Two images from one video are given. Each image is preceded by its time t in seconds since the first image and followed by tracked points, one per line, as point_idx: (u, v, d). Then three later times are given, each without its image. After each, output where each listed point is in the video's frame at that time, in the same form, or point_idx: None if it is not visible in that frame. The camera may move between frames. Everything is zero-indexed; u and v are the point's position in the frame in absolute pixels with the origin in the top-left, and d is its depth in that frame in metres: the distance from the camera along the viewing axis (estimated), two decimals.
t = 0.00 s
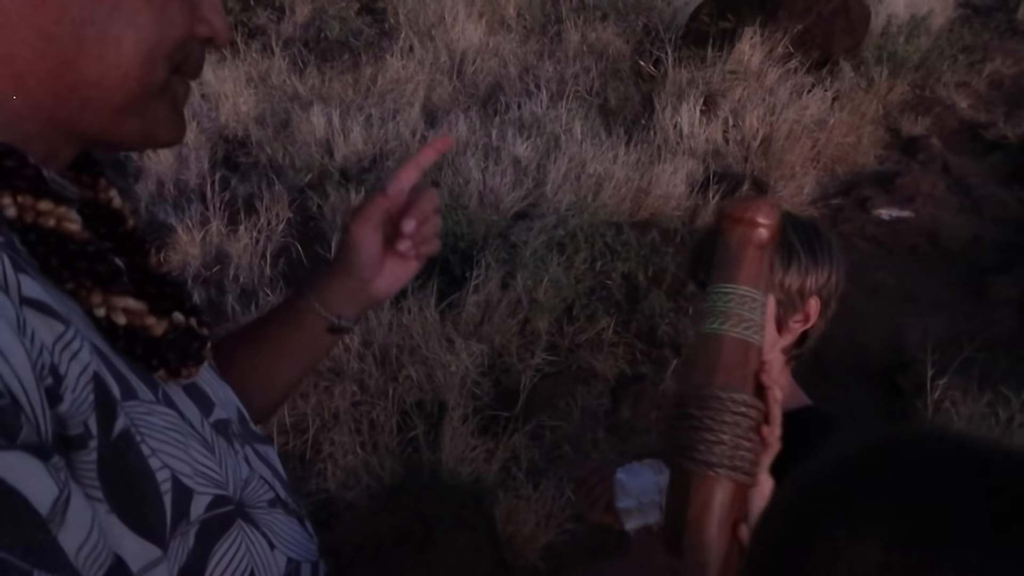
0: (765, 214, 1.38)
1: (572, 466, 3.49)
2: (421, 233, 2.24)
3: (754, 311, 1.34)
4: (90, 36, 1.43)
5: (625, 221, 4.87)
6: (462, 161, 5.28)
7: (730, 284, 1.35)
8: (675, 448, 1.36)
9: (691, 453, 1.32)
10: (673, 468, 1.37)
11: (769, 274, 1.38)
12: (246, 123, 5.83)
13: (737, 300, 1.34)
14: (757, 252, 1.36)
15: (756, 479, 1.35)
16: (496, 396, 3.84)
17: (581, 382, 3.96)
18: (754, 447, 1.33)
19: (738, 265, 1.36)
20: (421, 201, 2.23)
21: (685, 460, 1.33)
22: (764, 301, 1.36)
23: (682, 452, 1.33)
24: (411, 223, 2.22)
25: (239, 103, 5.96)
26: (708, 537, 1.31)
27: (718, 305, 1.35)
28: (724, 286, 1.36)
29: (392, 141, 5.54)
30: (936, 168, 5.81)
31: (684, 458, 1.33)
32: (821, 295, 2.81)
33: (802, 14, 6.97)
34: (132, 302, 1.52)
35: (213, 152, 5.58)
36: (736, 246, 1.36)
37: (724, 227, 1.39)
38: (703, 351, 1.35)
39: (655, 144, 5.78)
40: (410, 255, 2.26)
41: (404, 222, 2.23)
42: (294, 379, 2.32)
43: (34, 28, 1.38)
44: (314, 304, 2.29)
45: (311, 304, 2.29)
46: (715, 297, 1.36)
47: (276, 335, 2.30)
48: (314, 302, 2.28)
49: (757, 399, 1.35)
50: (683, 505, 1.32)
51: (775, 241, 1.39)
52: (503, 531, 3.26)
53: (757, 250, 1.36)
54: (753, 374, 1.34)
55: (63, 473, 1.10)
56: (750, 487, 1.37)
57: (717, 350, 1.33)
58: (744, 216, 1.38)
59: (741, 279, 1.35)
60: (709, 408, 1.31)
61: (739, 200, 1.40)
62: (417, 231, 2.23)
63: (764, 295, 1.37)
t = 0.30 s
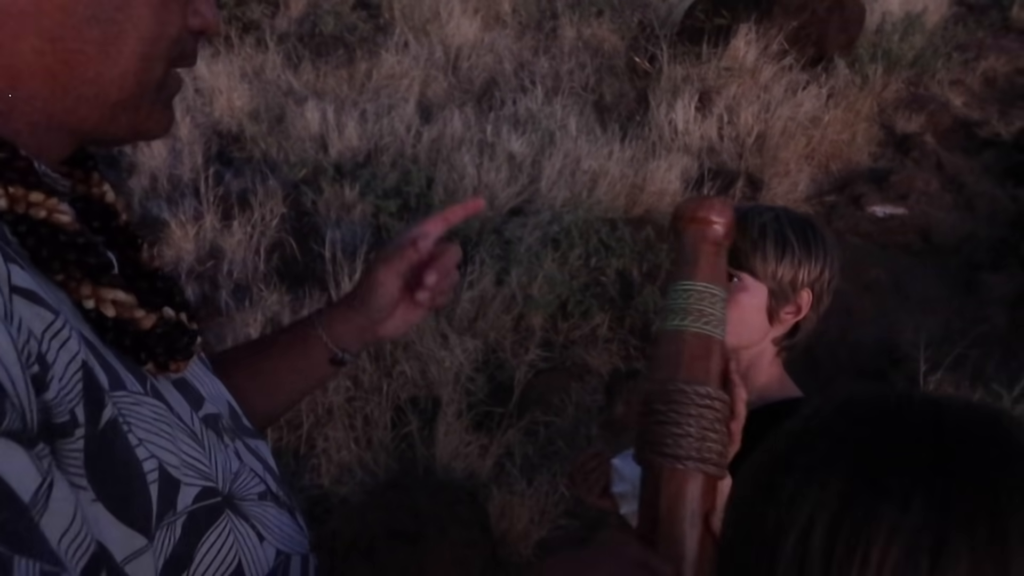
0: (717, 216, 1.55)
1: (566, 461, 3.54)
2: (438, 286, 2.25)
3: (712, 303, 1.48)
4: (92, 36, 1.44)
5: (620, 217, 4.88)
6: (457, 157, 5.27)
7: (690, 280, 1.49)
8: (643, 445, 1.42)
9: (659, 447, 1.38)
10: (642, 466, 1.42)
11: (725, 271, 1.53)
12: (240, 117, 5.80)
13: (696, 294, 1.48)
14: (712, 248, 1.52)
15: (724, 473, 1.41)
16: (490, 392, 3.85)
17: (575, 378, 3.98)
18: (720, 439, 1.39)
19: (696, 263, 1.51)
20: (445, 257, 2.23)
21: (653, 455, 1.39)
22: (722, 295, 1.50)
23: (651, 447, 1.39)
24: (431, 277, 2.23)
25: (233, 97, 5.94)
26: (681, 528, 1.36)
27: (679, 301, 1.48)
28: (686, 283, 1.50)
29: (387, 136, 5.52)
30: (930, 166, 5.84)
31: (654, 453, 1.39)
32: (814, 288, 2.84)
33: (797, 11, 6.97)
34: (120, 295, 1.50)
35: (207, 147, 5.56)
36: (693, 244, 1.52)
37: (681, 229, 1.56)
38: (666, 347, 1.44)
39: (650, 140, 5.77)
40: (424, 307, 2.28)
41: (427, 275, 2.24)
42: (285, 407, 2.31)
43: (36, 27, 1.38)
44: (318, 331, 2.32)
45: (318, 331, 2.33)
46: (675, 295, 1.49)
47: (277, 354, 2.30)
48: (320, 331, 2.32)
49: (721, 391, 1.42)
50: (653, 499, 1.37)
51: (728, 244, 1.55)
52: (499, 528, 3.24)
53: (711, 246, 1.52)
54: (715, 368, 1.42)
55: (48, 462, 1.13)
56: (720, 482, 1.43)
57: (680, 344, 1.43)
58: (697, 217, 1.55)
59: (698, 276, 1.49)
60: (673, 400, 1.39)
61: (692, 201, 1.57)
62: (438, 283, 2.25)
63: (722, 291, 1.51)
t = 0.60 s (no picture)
0: (692, 216, 1.66)
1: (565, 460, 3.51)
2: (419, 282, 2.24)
3: (693, 301, 1.58)
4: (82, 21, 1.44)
5: (619, 215, 4.88)
6: (456, 155, 5.26)
7: (669, 281, 1.60)
8: (633, 441, 1.51)
9: (648, 441, 1.48)
10: (632, 460, 1.52)
11: (701, 270, 1.64)
12: (239, 115, 5.79)
13: (677, 293, 1.58)
14: (689, 248, 1.63)
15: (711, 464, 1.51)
16: (489, 390, 3.86)
17: (574, 376, 4.00)
18: (708, 432, 1.49)
19: (673, 264, 1.62)
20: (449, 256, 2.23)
21: (642, 450, 1.48)
22: (699, 293, 1.60)
23: (640, 442, 1.49)
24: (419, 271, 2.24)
25: (232, 95, 5.93)
26: (673, 518, 1.44)
27: (659, 301, 1.59)
28: (665, 284, 1.60)
29: (386, 134, 5.52)
30: (929, 164, 5.85)
31: (642, 446, 1.49)
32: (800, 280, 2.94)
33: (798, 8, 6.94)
34: (134, 275, 1.62)
35: (207, 144, 5.56)
36: (670, 246, 1.63)
37: (656, 233, 1.66)
38: (652, 346, 1.55)
39: (650, 138, 5.76)
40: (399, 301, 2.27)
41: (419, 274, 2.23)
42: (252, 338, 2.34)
43: (34, 24, 1.38)
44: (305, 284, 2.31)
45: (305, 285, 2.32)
46: (654, 297, 1.60)
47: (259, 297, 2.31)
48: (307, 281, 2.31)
49: (703, 384, 1.53)
50: (645, 491, 1.47)
51: (704, 243, 1.67)
52: (497, 525, 3.27)
53: (688, 246, 1.63)
54: (697, 363, 1.54)
55: (102, 453, 1.22)
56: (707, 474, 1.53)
57: (663, 341, 1.54)
58: (671, 219, 1.65)
59: (677, 275, 1.60)
60: (660, 396, 1.49)
61: (666, 204, 1.67)
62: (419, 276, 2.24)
63: (700, 289, 1.62)
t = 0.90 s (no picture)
0: (699, 207, 1.65)
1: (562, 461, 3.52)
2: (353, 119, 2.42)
3: (700, 294, 1.58)
4: None
5: (619, 217, 4.89)
6: (456, 157, 5.26)
7: (676, 272, 1.60)
8: (637, 435, 1.52)
9: (653, 434, 1.49)
10: (636, 454, 1.52)
11: (708, 261, 1.64)
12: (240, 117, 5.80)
13: (683, 285, 1.58)
14: (695, 239, 1.63)
15: (716, 459, 1.52)
16: (488, 391, 3.87)
17: (573, 378, 4.00)
18: (713, 427, 1.51)
19: (681, 255, 1.61)
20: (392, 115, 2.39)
21: (647, 443, 1.49)
22: (707, 285, 1.60)
23: (646, 436, 1.49)
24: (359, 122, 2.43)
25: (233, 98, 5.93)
26: (677, 514, 1.45)
27: (666, 292, 1.58)
28: (672, 275, 1.60)
29: (387, 136, 5.53)
30: (929, 166, 5.84)
31: (646, 440, 1.50)
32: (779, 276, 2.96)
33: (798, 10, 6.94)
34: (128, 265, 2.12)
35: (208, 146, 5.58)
36: (678, 235, 1.63)
37: (663, 222, 1.66)
38: (657, 337, 1.55)
39: (649, 141, 5.77)
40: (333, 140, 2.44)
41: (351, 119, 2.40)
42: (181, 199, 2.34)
43: None
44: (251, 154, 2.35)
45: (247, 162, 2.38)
46: (661, 287, 1.59)
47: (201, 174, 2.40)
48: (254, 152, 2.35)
49: (708, 377, 1.54)
50: (650, 488, 1.47)
51: (711, 234, 1.66)
52: (495, 526, 3.29)
53: (695, 236, 1.63)
54: (703, 356, 1.54)
55: (152, 482, 1.21)
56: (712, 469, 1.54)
57: (669, 333, 1.54)
58: (680, 209, 1.65)
59: (685, 267, 1.60)
60: (666, 388, 1.50)
61: (675, 194, 1.67)
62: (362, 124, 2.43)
63: (707, 281, 1.61)
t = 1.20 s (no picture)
0: (703, 208, 1.62)
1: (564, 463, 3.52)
2: None
3: (704, 297, 1.55)
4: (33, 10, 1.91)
5: (620, 221, 4.90)
6: (458, 160, 5.27)
7: (680, 274, 1.57)
8: (642, 437, 1.53)
9: (658, 436, 1.50)
10: (640, 456, 1.53)
11: (712, 264, 1.61)
12: (243, 120, 5.81)
13: (689, 288, 1.55)
14: (699, 242, 1.60)
15: (717, 462, 1.53)
16: (490, 394, 3.87)
17: (574, 380, 4.00)
18: (715, 430, 1.52)
19: (686, 257, 1.59)
20: None
21: (651, 445, 1.51)
22: (711, 288, 1.57)
23: (650, 438, 1.51)
24: None
25: (235, 100, 5.93)
26: (678, 514, 1.42)
27: (671, 294, 1.56)
28: (676, 276, 1.57)
29: (389, 139, 5.54)
30: (931, 169, 5.84)
31: (650, 442, 1.51)
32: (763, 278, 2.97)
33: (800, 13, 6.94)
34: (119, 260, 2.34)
35: (211, 148, 5.59)
36: (682, 238, 1.61)
37: (668, 224, 1.64)
38: (662, 340, 1.55)
39: (651, 144, 5.77)
40: None
41: None
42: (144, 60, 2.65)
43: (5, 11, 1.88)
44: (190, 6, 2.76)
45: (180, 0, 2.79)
46: (667, 289, 1.56)
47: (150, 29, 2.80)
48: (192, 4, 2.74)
49: (712, 381, 1.54)
50: (654, 487, 1.47)
51: (715, 237, 1.63)
52: (497, 529, 3.28)
53: (699, 240, 1.60)
54: (708, 360, 1.54)
55: (201, 521, 1.75)
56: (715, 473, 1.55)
57: (674, 336, 1.53)
58: (685, 211, 1.62)
59: (690, 269, 1.57)
60: (671, 391, 1.51)
61: (681, 197, 1.64)
62: None
63: (712, 283, 1.58)
